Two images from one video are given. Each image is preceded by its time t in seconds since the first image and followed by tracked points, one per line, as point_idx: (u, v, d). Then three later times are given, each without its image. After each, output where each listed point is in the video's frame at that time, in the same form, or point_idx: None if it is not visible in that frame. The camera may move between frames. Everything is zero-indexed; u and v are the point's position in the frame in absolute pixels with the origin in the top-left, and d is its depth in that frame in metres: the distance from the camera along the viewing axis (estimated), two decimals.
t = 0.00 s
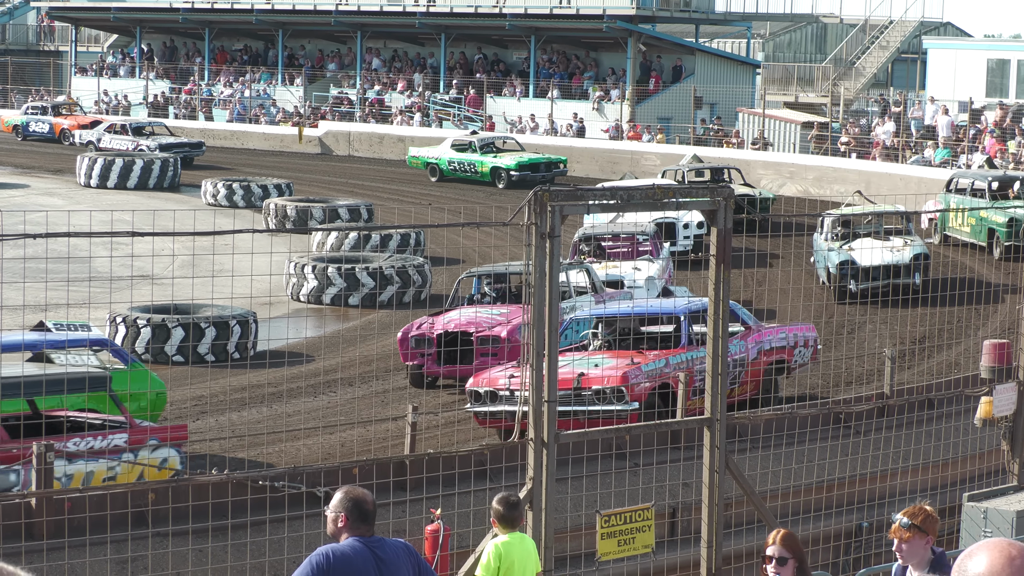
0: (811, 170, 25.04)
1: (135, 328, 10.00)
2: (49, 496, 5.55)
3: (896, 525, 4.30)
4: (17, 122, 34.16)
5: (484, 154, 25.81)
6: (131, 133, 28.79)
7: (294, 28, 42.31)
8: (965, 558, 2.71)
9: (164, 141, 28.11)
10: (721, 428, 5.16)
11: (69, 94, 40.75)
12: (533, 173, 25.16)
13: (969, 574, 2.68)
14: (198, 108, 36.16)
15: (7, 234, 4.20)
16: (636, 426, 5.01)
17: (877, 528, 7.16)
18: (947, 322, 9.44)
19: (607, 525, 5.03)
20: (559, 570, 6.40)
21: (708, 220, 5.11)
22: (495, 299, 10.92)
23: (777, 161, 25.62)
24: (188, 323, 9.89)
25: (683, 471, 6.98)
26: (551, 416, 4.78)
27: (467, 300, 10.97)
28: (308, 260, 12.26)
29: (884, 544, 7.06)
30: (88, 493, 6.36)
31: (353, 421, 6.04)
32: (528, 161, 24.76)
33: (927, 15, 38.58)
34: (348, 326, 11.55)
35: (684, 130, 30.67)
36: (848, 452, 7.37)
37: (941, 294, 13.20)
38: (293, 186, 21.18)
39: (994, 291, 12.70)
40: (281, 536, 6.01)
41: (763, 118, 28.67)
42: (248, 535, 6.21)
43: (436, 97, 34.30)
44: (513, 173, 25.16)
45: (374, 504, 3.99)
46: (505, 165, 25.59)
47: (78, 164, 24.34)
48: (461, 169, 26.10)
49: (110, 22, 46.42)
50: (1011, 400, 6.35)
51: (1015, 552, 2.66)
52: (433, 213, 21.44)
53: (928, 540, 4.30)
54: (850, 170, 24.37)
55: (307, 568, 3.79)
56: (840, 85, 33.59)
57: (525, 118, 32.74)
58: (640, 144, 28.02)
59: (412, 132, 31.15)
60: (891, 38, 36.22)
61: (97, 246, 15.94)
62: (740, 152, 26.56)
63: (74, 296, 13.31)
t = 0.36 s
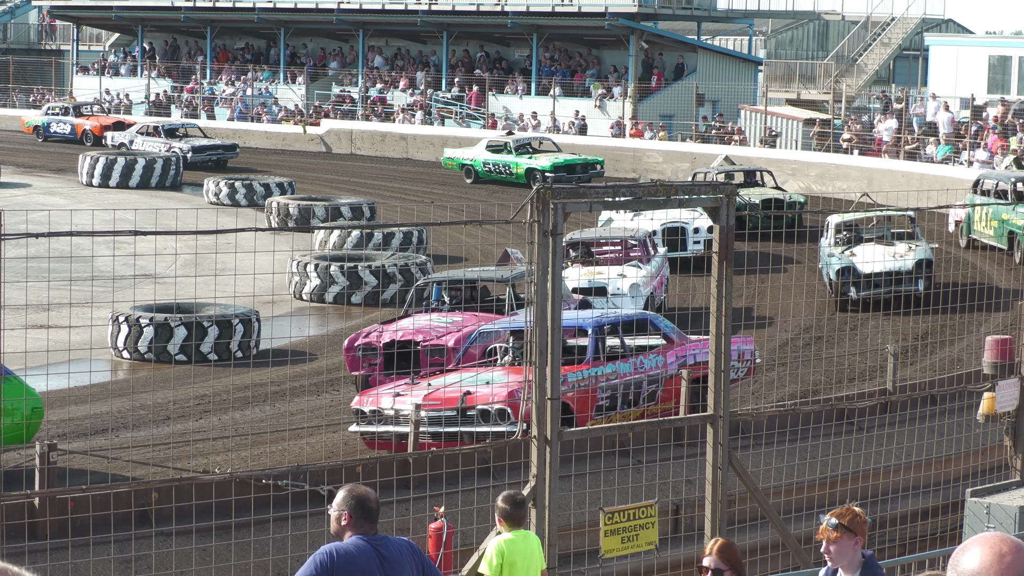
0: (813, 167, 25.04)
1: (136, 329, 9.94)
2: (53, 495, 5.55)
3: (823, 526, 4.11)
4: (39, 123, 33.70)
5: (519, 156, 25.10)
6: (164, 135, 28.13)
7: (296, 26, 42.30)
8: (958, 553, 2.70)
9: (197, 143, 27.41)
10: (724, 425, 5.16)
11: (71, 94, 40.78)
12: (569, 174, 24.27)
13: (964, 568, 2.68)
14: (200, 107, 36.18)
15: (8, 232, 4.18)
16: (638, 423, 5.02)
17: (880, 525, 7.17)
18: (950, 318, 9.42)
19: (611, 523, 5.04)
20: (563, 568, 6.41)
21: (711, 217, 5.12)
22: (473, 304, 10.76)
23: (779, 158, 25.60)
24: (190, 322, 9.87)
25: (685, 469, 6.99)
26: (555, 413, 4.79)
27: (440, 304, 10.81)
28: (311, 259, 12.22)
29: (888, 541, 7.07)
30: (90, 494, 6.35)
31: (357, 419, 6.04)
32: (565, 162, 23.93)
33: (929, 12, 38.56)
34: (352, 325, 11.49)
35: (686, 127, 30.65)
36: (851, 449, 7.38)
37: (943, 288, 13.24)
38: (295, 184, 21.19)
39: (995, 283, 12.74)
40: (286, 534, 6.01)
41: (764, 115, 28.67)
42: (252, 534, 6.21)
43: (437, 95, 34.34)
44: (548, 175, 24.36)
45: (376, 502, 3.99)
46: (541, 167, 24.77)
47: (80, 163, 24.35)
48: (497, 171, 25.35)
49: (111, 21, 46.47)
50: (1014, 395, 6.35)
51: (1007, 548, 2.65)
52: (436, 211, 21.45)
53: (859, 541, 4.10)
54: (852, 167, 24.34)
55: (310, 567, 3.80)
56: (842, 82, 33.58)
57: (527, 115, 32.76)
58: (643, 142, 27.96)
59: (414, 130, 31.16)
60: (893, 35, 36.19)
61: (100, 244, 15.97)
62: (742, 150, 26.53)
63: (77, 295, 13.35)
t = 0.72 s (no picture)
0: (812, 164, 25.01)
1: (135, 327, 9.94)
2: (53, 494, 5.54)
3: (760, 538, 4.43)
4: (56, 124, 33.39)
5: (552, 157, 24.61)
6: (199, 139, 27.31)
7: (294, 25, 42.24)
8: (956, 549, 2.69)
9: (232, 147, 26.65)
10: (724, 423, 5.17)
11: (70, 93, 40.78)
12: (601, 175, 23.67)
13: (961, 564, 2.67)
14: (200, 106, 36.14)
15: (7, 233, 4.17)
16: (638, 421, 5.02)
17: (881, 522, 7.16)
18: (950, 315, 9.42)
19: (611, 520, 5.04)
20: (564, 566, 6.41)
21: (710, 215, 5.12)
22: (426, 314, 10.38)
23: (779, 155, 25.56)
24: (190, 322, 9.87)
25: (685, 467, 6.98)
26: (555, 412, 4.79)
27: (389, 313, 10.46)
28: (310, 257, 12.23)
29: (888, 538, 7.06)
30: (90, 494, 6.34)
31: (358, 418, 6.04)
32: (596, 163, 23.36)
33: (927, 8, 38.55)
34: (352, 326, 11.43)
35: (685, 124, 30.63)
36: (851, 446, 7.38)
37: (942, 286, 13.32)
38: (294, 184, 21.23)
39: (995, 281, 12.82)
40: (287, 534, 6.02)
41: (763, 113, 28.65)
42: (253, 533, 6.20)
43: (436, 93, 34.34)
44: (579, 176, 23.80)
45: (376, 501, 3.99)
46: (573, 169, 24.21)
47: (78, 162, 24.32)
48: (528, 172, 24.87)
49: (110, 20, 46.43)
50: (1014, 391, 6.36)
51: (1004, 545, 2.65)
52: (434, 210, 21.43)
53: (792, 555, 4.42)
54: (852, 165, 24.35)
55: (311, 566, 3.80)
56: (840, 79, 33.59)
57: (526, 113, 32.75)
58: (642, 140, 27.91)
59: (413, 129, 31.12)
60: (892, 32, 36.16)
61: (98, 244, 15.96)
62: (741, 147, 26.51)
63: (75, 294, 13.35)
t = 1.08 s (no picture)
0: (808, 165, 25.04)
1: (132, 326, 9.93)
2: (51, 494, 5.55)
3: (675, 552, 4.08)
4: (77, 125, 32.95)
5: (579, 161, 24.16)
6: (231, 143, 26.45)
7: (291, 25, 42.27)
8: (961, 550, 2.71)
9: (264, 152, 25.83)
10: (721, 423, 5.17)
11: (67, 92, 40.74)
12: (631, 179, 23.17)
13: (967, 565, 2.68)
14: (196, 106, 36.13)
15: (5, 235, 4.17)
16: (635, 422, 5.02)
17: (877, 523, 7.16)
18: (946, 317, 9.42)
19: (607, 521, 5.04)
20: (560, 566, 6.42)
21: (707, 215, 5.13)
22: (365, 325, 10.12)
23: (775, 156, 25.59)
24: (187, 322, 9.87)
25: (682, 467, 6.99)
26: (553, 411, 4.78)
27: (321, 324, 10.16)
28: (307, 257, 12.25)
29: (884, 539, 7.06)
30: (87, 493, 6.33)
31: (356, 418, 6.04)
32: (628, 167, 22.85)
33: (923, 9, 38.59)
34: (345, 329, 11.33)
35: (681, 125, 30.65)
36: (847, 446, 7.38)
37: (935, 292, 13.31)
38: (291, 183, 21.27)
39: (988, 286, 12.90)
40: (285, 532, 6.03)
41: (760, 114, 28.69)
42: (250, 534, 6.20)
43: (434, 93, 34.39)
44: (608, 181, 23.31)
45: (370, 502, 3.98)
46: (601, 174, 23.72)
47: (75, 162, 24.32)
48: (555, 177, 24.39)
49: (107, 20, 46.42)
50: (1010, 393, 6.37)
51: (1009, 546, 2.66)
52: (431, 210, 21.46)
53: (709, 568, 4.08)
54: (848, 166, 24.42)
55: (307, 567, 3.79)
56: (837, 80, 33.64)
57: (523, 114, 32.78)
58: (639, 141, 27.93)
59: (410, 129, 31.12)
60: (889, 33, 36.19)
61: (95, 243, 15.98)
62: (738, 148, 26.54)
63: (73, 294, 13.39)
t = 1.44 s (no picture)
0: (804, 166, 25.06)
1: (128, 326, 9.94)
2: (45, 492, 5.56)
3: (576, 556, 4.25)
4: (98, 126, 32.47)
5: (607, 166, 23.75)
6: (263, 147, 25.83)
7: (288, 25, 42.27)
8: (958, 552, 2.71)
9: (296, 156, 25.24)
10: (715, 424, 5.17)
11: (64, 91, 40.71)
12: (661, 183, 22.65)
13: (964, 567, 2.69)
14: (193, 105, 36.11)
15: None
16: (630, 423, 5.01)
17: (871, 524, 7.15)
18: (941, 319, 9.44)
19: (602, 522, 5.04)
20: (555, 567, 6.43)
21: (703, 216, 5.13)
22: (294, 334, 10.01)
23: (771, 157, 25.62)
24: (183, 322, 9.89)
25: (677, 468, 7.00)
26: (547, 412, 4.78)
27: (246, 331, 9.90)
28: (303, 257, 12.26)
29: (878, 540, 7.07)
30: (82, 493, 6.34)
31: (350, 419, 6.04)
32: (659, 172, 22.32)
33: (920, 11, 38.66)
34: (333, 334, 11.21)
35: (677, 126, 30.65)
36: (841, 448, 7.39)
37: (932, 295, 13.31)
38: (287, 183, 21.27)
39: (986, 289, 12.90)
40: (280, 531, 6.04)
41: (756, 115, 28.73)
42: (245, 533, 6.20)
43: (430, 93, 34.40)
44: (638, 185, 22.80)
45: (365, 502, 3.98)
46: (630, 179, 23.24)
47: (71, 161, 24.29)
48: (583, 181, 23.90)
49: (103, 19, 46.34)
50: (1004, 395, 6.38)
51: (1005, 548, 2.66)
52: (427, 210, 21.45)
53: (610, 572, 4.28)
54: (844, 167, 24.43)
55: (301, 567, 3.80)
56: (834, 81, 33.67)
57: (519, 114, 32.82)
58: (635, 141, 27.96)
59: (406, 129, 31.11)
60: (885, 34, 36.24)
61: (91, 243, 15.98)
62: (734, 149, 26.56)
63: (69, 293, 13.40)
